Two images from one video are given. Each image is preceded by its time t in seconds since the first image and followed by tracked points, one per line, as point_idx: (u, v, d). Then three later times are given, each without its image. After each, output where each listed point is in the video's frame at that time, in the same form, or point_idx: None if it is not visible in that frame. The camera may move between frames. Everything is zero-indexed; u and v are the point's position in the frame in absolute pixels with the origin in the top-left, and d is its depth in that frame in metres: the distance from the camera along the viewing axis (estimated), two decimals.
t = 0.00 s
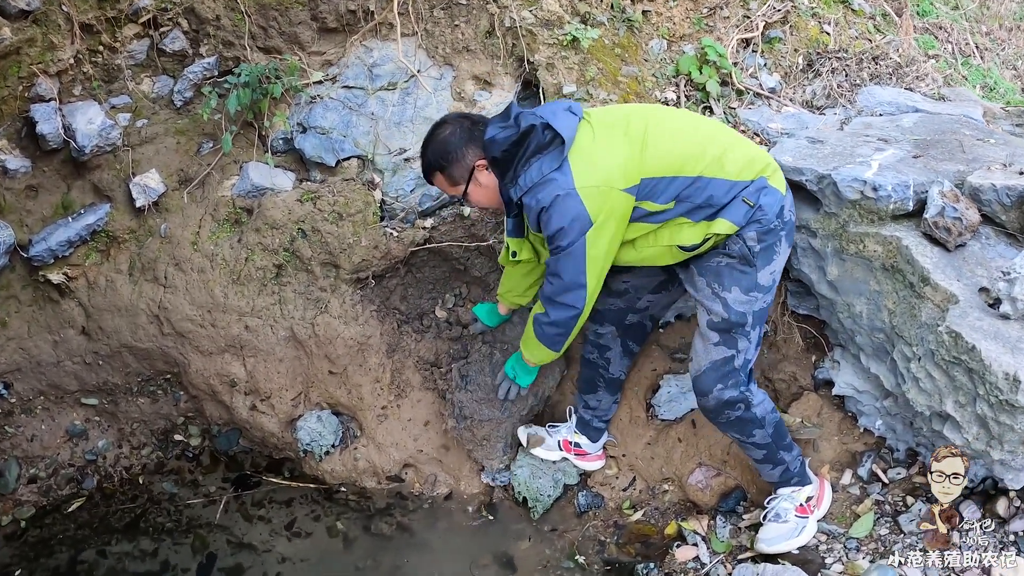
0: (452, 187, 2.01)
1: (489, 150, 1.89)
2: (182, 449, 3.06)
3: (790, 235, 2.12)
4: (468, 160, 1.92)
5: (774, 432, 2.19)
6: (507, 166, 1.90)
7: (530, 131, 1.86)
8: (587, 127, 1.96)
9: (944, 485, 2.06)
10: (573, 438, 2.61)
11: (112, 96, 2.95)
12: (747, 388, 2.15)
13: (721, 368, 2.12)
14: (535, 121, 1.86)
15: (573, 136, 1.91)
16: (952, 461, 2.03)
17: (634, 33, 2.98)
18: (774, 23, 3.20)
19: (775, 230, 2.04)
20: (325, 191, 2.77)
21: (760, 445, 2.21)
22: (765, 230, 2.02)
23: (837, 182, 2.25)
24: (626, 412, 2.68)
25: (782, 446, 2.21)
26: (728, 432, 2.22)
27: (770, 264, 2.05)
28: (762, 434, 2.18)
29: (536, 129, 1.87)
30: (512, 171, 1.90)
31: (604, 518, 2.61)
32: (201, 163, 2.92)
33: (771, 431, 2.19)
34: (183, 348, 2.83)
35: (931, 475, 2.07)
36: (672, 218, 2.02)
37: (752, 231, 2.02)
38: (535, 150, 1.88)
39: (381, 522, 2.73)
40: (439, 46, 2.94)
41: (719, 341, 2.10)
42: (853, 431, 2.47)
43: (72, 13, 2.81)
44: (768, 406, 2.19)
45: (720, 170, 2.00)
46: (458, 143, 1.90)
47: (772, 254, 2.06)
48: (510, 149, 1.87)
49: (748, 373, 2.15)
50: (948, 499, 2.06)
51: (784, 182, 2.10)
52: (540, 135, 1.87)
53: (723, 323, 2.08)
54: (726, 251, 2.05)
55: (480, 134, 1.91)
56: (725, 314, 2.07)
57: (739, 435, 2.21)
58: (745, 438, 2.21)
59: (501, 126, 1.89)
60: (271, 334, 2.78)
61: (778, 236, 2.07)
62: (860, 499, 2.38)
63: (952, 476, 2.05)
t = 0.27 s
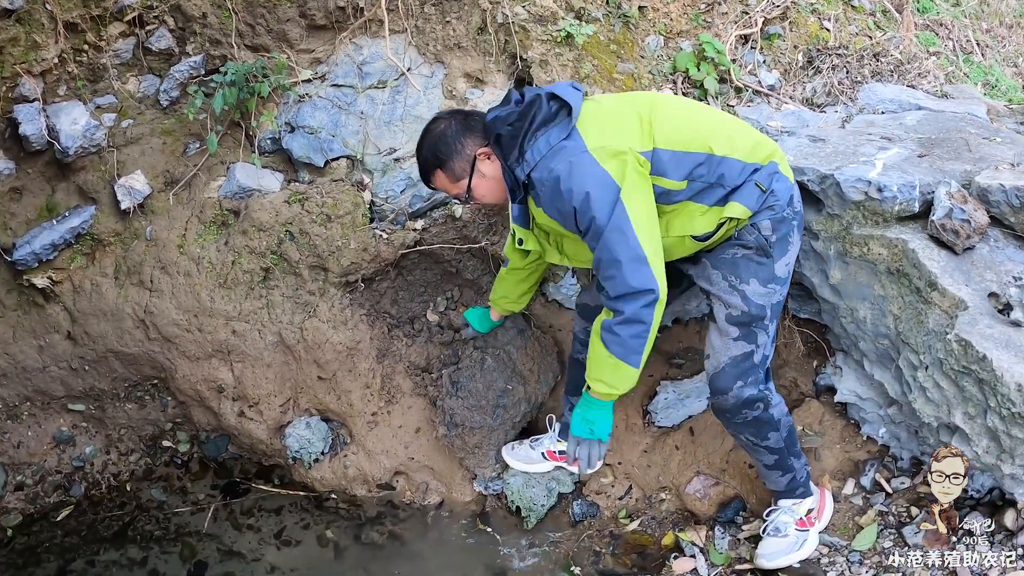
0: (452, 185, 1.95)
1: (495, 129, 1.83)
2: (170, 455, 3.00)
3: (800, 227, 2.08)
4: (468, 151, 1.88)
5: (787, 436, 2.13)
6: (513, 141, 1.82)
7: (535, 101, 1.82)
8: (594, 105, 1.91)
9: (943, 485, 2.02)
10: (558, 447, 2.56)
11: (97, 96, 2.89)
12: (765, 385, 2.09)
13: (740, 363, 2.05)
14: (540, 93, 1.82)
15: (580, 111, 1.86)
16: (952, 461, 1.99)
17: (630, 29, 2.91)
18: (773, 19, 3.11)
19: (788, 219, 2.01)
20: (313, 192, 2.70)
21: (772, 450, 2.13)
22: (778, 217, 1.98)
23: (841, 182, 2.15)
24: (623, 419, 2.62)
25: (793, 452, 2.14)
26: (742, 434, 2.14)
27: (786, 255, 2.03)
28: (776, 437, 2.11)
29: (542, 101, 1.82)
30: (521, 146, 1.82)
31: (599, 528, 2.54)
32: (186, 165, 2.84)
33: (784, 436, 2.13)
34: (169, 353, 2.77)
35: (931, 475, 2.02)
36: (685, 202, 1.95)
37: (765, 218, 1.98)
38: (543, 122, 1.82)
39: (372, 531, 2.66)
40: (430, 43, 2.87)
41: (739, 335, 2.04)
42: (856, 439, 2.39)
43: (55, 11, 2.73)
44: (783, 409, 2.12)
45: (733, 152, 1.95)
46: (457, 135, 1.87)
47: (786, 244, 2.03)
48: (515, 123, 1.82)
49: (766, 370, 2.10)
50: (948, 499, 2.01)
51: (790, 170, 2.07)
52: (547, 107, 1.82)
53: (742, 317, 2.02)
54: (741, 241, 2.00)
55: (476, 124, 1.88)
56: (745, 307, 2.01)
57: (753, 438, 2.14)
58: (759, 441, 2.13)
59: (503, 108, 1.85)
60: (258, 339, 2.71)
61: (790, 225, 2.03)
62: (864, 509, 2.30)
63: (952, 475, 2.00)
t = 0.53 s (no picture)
0: (445, 186, 1.87)
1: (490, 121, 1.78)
2: (159, 461, 2.96)
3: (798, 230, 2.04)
4: (461, 149, 1.82)
5: (786, 446, 2.07)
6: (510, 134, 1.78)
7: (531, 92, 1.77)
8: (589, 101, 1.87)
9: (943, 485, 2.00)
10: (576, 462, 2.42)
11: (83, 97, 2.84)
12: (763, 393, 2.03)
13: (737, 369, 1.99)
14: (536, 84, 1.78)
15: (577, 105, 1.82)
16: (952, 461, 1.96)
17: (625, 27, 2.85)
18: (771, 16, 3.06)
19: (787, 220, 1.97)
20: (301, 195, 2.64)
21: (770, 460, 2.07)
22: (778, 218, 1.94)
23: (841, 184, 2.09)
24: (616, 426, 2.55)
25: (791, 462, 2.08)
26: (739, 443, 2.08)
27: (785, 257, 1.98)
28: (774, 446, 2.05)
29: (538, 92, 1.78)
30: (517, 138, 1.77)
31: (593, 537, 2.48)
32: (174, 166, 2.80)
33: (782, 445, 2.07)
34: (157, 359, 2.73)
35: (931, 474, 2.00)
36: (684, 200, 1.91)
37: (765, 219, 1.93)
38: (540, 114, 1.78)
39: (362, 539, 2.62)
40: (420, 42, 2.81)
41: (738, 340, 1.98)
42: (855, 447, 2.33)
43: (40, 11, 2.69)
44: (781, 417, 2.06)
45: (731, 150, 1.91)
46: (449, 130, 1.81)
47: (786, 247, 1.98)
48: (511, 114, 1.78)
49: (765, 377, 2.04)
50: (947, 498, 2.00)
51: (788, 170, 2.03)
52: (543, 99, 1.78)
53: (742, 323, 1.97)
54: (741, 243, 1.95)
55: (468, 120, 1.83)
56: (744, 312, 1.96)
57: (750, 447, 2.07)
58: (757, 450, 2.07)
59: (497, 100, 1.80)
60: (247, 344, 2.67)
61: (790, 226, 1.98)
62: (863, 520, 2.24)
63: (952, 476, 1.97)
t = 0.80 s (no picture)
0: (427, 181, 1.88)
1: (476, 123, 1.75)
2: (149, 459, 2.92)
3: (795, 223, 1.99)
4: (444, 149, 1.80)
5: (780, 441, 2.02)
6: (498, 137, 1.74)
7: (520, 95, 1.73)
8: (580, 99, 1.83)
9: (943, 485, 1.95)
10: (569, 460, 2.35)
11: (72, 92, 2.81)
12: (755, 389, 1.98)
13: (726, 364, 1.95)
14: (525, 86, 1.74)
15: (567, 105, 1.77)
16: (952, 461, 1.92)
17: (618, 19, 2.82)
18: (766, 9, 3.03)
19: (784, 213, 1.91)
20: (291, 188, 2.60)
21: (764, 456, 2.02)
22: (774, 211, 1.90)
23: (838, 173, 2.05)
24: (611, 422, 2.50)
25: (786, 458, 2.03)
26: (731, 439, 2.03)
27: (780, 252, 1.92)
28: (768, 442, 2.00)
29: (527, 94, 1.74)
30: (505, 143, 1.74)
31: (587, 535, 2.44)
32: (163, 161, 2.76)
33: (777, 440, 2.02)
34: (146, 355, 2.70)
35: (931, 475, 1.96)
36: (678, 198, 1.87)
37: (760, 213, 1.89)
38: (528, 117, 1.74)
39: (354, 538, 2.58)
40: (412, 35, 2.78)
41: (729, 335, 1.93)
42: (853, 442, 2.29)
43: (29, 5, 2.62)
44: (775, 412, 2.01)
45: (724, 145, 1.87)
46: (433, 129, 1.78)
47: (781, 240, 1.93)
48: (499, 117, 1.73)
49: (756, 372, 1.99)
50: (948, 498, 1.96)
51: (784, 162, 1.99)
52: (533, 101, 1.74)
53: (732, 316, 1.92)
54: (734, 237, 1.90)
55: (455, 119, 1.80)
56: (734, 306, 1.91)
57: (743, 443, 2.03)
58: (750, 446, 2.02)
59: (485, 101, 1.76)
60: (236, 340, 2.64)
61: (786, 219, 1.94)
62: (862, 517, 2.20)
63: (952, 476, 1.93)
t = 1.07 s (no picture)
0: (426, 169, 1.84)
1: (473, 117, 1.70)
2: (146, 458, 2.88)
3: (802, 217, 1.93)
4: (442, 139, 1.75)
5: (789, 439, 1.95)
6: (493, 133, 1.70)
7: (517, 90, 1.68)
8: (580, 94, 1.78)
9: (943, 485, 2.05)
10: (575, 459, 2.31)
11: (68, 84, 2.77)
12: (761, 386, 1.91)
13: (730, 361, 1.89)
14: (523, 81, 1.69)
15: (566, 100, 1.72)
16: (952, 461, 2.03)
17: (623, 12, 2.78)
18: (771, 3, 2.99)
19: (791, 207, 1.86)
20: (291, 182, 2.56)
21: (771, 454, 1.96)
22: (780, 206, 1.84)
23: (850, 165, 2.00)
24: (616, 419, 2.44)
25: (795, 456, 1.96)
26: (737, 437, 1.97)
27: (787, 247, 1.87)
28: (775, 441, 1.94)
29: (524, 90, 1.69)
30: (499, 139, 1.70)
31: (592, 535, 2.39)
32: (159, 155, 2.72)
33: (785, 438, 1.95)
34: (143, 352, 2.65)
35: (931, 475, 2.06)
36: (679, 194, 1.83)
37: (766, 207, 1.83)
38: (524, 114, 1.69)
39: (354, 538, 2.53)
40: (414, 27, 2.73)
41: (733, 332, 1.88)
42: (864, 439, 2.24)
43: None
44: (783, 409, 1.94)
45: (729, 139, 1.83)
46: (433, 118, 1.74)
47: (789, 235, 1.87)
48: (494, 112, 1.69)
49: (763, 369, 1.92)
50: (949, 499, 2.05)
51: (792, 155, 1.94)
52: (529, 98, 1.70)
53: (738, 313, 1.86)
54: (741, 231, 1.84)
55: (455, 108, 1.75)
56: (740, 302, 1.86)
57: (749, 442, 1.96)
58: (756, 445, 1.96)
59: (484, 95, 1.72)
60: (234, 336, 2.59)
61: (794, 214, 1.88)
62: (873, 516, 2.16)
63: (952, 475, 2.04)
